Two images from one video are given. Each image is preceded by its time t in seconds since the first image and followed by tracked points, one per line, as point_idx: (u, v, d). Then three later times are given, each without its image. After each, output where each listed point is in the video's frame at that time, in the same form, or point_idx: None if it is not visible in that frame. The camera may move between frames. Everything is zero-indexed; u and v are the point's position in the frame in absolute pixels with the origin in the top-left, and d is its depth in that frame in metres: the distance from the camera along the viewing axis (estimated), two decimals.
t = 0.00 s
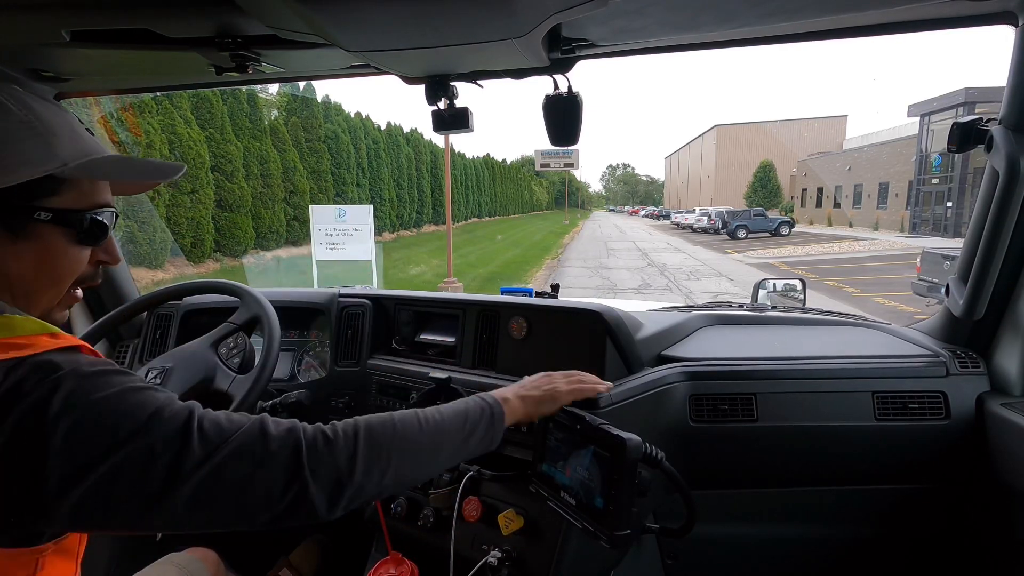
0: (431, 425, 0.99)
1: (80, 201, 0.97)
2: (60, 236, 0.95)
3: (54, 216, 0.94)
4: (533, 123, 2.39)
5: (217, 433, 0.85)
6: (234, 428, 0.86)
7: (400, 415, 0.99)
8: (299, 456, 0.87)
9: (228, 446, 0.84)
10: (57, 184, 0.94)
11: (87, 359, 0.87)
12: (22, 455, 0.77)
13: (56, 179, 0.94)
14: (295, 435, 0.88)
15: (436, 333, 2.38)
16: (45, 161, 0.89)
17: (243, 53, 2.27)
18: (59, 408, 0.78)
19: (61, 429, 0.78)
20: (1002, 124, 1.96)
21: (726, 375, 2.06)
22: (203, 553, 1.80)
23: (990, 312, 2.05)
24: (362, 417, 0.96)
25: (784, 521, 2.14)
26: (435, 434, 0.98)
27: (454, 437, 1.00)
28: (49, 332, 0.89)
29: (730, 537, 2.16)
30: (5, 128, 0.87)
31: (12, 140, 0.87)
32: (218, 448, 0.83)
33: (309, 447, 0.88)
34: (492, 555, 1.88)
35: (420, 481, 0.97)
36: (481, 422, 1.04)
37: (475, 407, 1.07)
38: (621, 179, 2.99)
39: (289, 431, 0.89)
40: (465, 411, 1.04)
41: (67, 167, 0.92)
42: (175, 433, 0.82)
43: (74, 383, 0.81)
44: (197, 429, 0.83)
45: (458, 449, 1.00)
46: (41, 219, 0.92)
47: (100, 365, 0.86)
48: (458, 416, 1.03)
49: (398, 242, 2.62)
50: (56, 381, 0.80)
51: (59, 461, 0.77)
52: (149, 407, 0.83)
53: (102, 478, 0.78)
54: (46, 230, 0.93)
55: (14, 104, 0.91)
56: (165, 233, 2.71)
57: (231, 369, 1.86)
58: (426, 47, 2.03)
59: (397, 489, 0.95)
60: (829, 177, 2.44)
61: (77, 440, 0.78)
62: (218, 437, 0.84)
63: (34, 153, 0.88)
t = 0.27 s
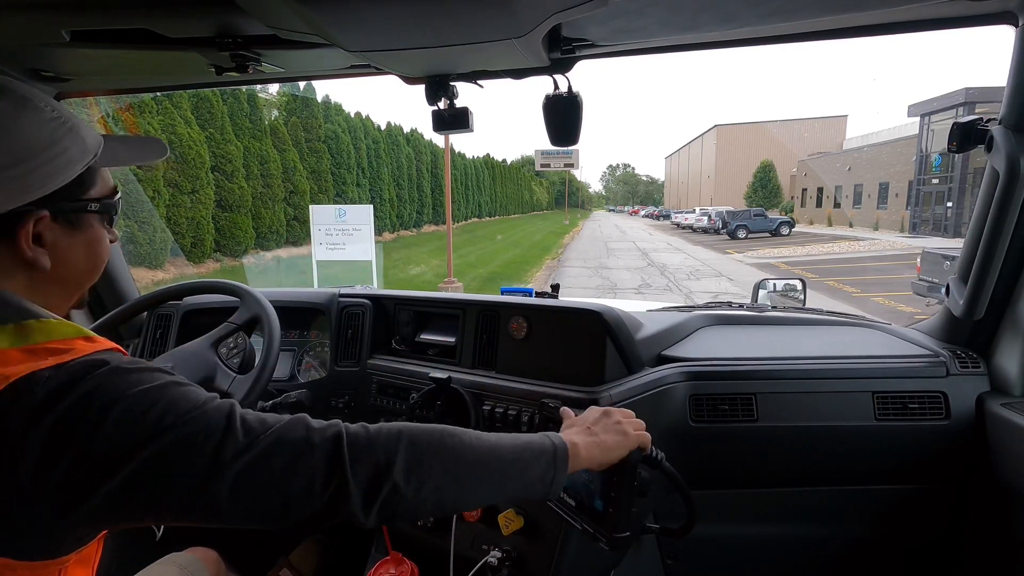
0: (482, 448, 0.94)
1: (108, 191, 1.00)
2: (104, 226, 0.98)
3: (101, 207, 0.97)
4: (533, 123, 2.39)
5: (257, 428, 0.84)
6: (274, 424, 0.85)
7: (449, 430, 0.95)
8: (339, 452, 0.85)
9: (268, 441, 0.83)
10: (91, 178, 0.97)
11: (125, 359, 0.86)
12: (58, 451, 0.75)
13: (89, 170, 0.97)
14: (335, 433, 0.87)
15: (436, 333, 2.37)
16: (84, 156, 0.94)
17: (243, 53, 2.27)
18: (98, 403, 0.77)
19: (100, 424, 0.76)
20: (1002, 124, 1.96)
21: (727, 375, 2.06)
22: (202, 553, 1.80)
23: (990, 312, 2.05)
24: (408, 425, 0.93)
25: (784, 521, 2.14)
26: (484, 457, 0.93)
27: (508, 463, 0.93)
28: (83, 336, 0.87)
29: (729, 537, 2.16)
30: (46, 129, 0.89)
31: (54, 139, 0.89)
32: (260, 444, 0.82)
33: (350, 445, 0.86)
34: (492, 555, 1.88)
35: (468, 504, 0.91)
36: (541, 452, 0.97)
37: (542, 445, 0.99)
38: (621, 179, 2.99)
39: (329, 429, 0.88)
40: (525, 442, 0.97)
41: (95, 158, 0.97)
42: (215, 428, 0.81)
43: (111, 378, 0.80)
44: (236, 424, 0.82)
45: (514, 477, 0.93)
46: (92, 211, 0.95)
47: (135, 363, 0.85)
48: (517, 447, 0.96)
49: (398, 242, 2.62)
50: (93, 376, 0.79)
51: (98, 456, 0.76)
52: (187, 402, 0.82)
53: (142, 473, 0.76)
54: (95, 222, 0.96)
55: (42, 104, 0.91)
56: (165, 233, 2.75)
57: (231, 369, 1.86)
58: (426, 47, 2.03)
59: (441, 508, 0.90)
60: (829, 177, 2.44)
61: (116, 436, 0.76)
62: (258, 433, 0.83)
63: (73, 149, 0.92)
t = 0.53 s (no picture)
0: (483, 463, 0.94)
1: (110, 210, 0.94)
2: (87, 246, 0.91)
3: (86, 225, 0.91)
4: (532, 123, 2.39)
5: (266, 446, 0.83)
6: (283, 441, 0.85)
7: (454, 446, 0.95)
8: (348, 471, 0.84)
9: (278, 460, 0.82)
10: (92, 195, 0.91)
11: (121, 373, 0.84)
12: (63, 471, 0.74)
13: (90, 188, 0.91)
14: (343, 450, 0.86)
15: (436, 333, 2.37)
16: (82, 171, 0.88)
17: (243, 53, 2.27)
18: (107, 422, 0.76)
19: (109, 443, 0.75)
20: (1002, 124, 1.95)
21: (726, 375, 2.06)
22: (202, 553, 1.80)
23: (989, 312, 2.05)
24: (413, 440, 0.93)
25: (784, 521, 2.14)
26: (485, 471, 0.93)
27: (509, 479, 0.94)
28: (73, 350, 0.84)
29: (729, 537, 2.16)
30: (43, 135, 0.84)
31: (51, 149, 0.84)
32: (269, 461, 0.81)
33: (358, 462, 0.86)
34: (492, 555, 1.88)
35: (469, 519, 0.91)
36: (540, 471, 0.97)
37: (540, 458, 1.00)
38: (621, 179, 2.99)
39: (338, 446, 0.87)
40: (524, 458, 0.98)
41: (101, 177, 0.91)
42: (225, 446, 0.80)
43: (119, 396, 0.78)
44: (245, 442, 0.82)
45: (514, 492, 0.94)
46: (71, 227, 0.89)
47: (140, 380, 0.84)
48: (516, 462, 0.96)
49: (398, 242, 2.63)
50: (100, 394, 0.78)
51: (106, 476, 0.75)
52: (196, 420, 0.81)
53: (149, 492, 0.75)
54: (74, 239, 0.90)
55: (55, 109, 0.88)
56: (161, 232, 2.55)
57: (231, 368, 1.86)
58: (427, 47, 2.03)
59: (441, 523, 0.90)
60: (829, 177, 2.44)
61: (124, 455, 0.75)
62: (267, 450, 0.82)
63: (70, 162, 0.86)
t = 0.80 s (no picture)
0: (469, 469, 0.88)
1: (69, 214, 0.86)
2: (41, 251, 0.84)
3: (33, 229, 0.83)
4: (532, 123, 2.39)
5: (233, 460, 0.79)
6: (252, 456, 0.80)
7: (437, 455, 0.90)
8: (320, 488, 0.79)
9: (246, 475, 0.77)
10: (46, 197, 0.84)
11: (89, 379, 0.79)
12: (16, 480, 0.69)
13: (46, 191, 0.84)
14: (315, 469, 0.81)
15: (436, 333, 2.37)
16: (33, 170, 0.80)
17: (243, 53, 2.27)
18: (64, 431, 0.72)
19: (64, 452, 0.71)
20: (1002, 124, 1.96)
21: (726, 375, 2.06)
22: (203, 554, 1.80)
23: (989, 312, 2.05)
24: (392, 455, 0.88)
25: (784, 521, 2.14)
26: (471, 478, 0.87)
27: (497, 485, 0.88)
28: (45, 354, 0.80)
29: (729, 537, 2.16)
30: None
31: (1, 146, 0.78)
32: (236, 477, 0.77)
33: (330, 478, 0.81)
34: (492, 555, 1.89)
35: (455, 535, 0.86)
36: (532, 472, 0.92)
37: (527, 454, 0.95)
38: (621, 179, 2.99)
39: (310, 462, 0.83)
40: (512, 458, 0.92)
41: (59, 177, 0.83)
42: (189, 459, 0.75)
43: (78, 404, 0.74)
44: (211, 456, 0.77)
45: (504, 498, 0.88)
46: (17, 232, 0.82)
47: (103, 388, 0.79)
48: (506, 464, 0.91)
49: (398, 242, 2.63)
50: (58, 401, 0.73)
51: (61, 487, 0.70)
52: (160, 431, 0.76)
53: (106, 507, 0.71)
54: (25, 244, 0.83)
55: (17, 103, 0.82)
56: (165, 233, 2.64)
57: (231, 369, 1.85)
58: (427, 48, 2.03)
59: (426, 538, 0.83)
60: (829, 177, 2.44)
61: (81, 465, 0.71)
62: (234, 465, 0.78)
63: (20, 160, 0.79)
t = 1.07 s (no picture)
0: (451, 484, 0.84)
1: (68, 220, 0.83)
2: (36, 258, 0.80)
3: (29, 235, 0.79)
4: (532, 123, 2.39)
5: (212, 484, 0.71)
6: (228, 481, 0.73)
7: (415, 478, 0.83)
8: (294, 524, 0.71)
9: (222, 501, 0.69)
10: (43, 203, 0.80)
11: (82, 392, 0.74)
12: None
13: (43, 197, 0.80)
14: (289, 505, 0.72)
15: (436, 333, 2.37)
16: (25, 172, 0.75)
17: (243, 53, 2.27)
18: (27, 443, 0.65)
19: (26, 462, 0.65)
20: (1003, 124, 1.93)
21: (726, 375, 2.06)
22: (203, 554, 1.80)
23: (989, 312, 2.05)
24: (367, 484, 0.80)
25: (784, 521, 2.14)
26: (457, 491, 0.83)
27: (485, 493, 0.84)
28: (41, 365, 0.74)
29: (729, 537, 2.16)
30: None
31: None
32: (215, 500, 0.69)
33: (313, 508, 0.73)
34: (492, 555, 1.89)
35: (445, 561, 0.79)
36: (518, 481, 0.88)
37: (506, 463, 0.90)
38: (621, 179, 2.99)
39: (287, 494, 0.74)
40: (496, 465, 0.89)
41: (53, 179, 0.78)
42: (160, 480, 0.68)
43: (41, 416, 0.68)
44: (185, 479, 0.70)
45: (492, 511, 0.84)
46: (11, 238, 0.78)
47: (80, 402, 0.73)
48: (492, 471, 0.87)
49: (398, 242, 2.64)
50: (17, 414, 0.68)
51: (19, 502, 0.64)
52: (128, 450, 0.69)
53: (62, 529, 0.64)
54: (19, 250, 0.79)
55: (9, 102, 0.78)
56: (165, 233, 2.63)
57: (231, 369, 1.85)
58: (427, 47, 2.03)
59: (420, 571, 0.76)
60: (829, 177, 2.46)
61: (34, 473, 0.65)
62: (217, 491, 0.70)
63: (12, 162, 0.74)
